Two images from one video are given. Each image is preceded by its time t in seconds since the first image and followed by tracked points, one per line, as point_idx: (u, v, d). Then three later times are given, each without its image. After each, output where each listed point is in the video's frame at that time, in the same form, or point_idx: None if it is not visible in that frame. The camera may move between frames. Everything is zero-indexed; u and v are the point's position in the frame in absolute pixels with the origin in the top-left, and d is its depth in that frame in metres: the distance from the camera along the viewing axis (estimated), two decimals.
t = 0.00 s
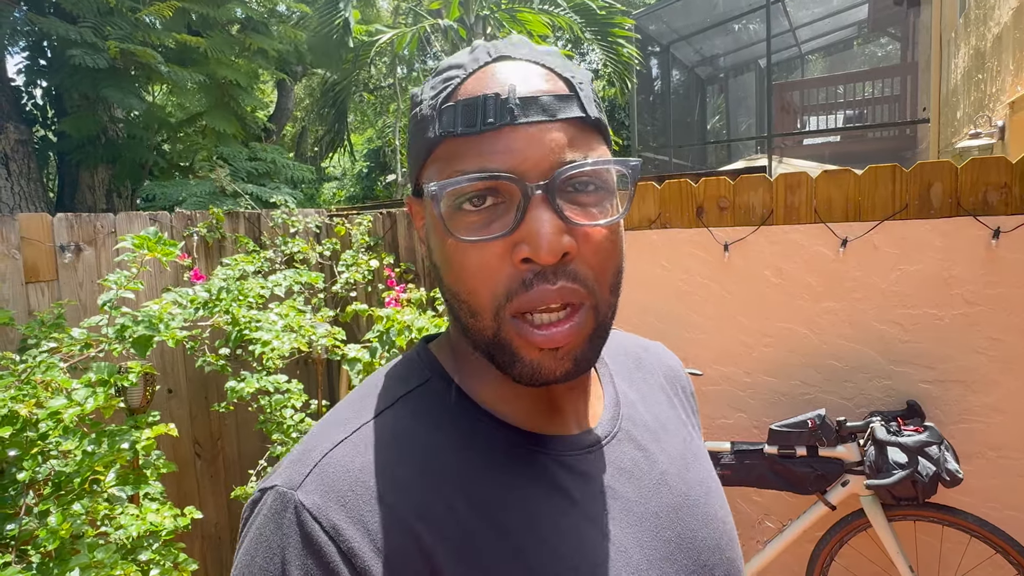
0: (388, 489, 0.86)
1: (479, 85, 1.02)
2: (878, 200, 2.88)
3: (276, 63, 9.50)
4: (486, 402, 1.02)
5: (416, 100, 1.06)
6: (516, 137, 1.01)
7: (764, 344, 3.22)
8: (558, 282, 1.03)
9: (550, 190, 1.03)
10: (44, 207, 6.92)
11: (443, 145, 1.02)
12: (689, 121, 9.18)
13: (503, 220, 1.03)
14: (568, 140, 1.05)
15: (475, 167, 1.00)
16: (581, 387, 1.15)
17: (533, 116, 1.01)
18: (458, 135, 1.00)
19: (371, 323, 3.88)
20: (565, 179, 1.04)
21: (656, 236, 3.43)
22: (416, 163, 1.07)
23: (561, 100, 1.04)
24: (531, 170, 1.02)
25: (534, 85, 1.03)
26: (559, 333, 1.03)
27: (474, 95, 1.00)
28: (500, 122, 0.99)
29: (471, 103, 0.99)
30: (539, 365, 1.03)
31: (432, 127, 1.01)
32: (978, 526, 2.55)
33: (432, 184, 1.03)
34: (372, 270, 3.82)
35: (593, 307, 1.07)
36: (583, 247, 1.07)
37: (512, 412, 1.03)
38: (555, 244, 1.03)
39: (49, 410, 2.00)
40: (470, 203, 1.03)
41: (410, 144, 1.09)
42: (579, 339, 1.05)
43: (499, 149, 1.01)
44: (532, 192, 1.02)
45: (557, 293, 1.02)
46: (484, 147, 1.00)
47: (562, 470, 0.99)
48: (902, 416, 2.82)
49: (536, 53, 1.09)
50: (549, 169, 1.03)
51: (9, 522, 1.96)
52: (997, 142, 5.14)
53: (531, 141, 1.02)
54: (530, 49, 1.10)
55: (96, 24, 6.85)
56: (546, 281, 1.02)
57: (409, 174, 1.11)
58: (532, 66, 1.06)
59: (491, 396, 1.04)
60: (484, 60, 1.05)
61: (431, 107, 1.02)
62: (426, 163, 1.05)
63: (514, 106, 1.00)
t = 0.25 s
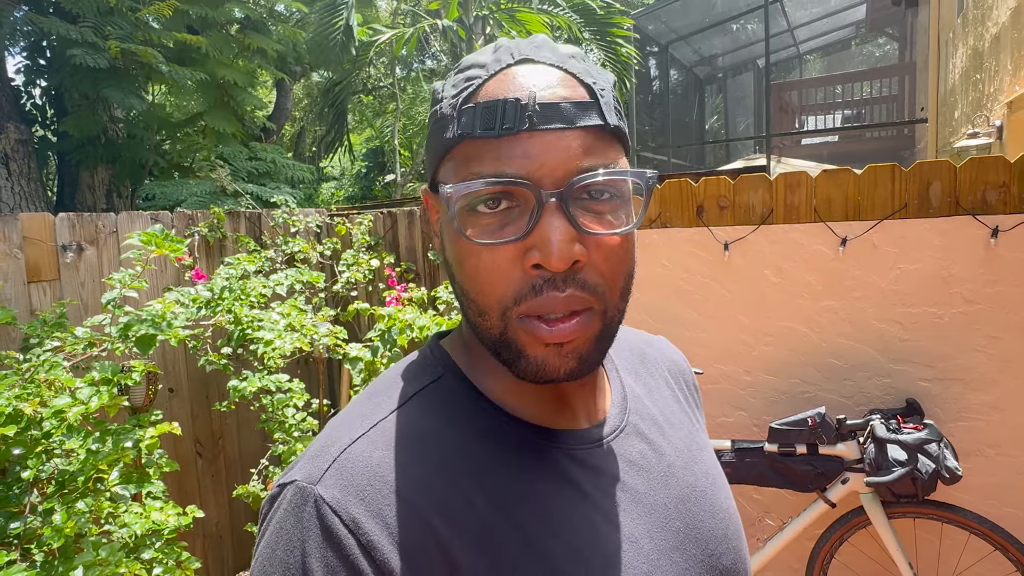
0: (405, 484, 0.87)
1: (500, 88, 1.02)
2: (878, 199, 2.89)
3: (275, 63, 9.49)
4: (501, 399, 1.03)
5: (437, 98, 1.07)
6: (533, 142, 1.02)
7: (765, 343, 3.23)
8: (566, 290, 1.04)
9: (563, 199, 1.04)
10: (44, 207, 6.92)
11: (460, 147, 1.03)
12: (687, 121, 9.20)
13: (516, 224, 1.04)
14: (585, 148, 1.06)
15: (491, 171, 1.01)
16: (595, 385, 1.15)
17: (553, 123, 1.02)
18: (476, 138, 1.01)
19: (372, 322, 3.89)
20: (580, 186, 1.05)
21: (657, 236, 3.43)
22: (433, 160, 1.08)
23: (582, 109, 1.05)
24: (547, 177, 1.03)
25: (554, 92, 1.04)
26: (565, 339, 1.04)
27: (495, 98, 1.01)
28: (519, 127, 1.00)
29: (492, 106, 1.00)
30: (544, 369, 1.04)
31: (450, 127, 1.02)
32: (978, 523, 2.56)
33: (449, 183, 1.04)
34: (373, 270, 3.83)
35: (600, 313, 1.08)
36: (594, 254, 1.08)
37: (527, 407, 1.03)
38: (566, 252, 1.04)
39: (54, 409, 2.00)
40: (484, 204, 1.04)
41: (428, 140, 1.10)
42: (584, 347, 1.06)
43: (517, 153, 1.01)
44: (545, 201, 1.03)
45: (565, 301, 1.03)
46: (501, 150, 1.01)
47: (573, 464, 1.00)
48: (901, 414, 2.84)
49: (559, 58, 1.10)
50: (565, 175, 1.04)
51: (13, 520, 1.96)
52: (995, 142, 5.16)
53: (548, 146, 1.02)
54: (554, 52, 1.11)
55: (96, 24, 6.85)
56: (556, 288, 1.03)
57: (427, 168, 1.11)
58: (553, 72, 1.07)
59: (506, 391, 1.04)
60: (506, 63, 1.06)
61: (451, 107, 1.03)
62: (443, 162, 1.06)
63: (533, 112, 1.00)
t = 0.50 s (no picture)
0: (405, 479, 0.87)
1: (503, 83, 1.03)
2: (874, 198, 2.91)
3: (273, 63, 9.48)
4: (498, 395, 1.04)
5: (439, 93, 1.07)
6: (538, 136, 1.03)
7: (762, 341, 3.24)
8: (573, 279, 1.04)
9: (569, 188, 1.05)
10: (43, 207, 6.92)
11: (464, 140, 1.04)
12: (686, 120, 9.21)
13: (522, 216, 1.05)
14: (588, 142, 1.07)
15: (497, 164, 1.02)
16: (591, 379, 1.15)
17: (556, 116, 1.03)
18: (481, 131, 1.02)
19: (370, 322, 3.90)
20: (584, 179, 1.06)
21: (654, 235, 3.44)
22: (435, 154, 1.08)
23: (584, 102, 1.06)
24: (552, 170, 1.04)
25: (556, 86, 1.05)
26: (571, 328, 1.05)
27: (499, 93, 1.02)
28: (524, 121, 1.01)
29: (497, 100, 1.01)
30: (550, 358, 1.05)
31: (455, 122, 1.02)
32: (974, 520, 2.57)
33: (454, 177, 1.04)
34: (372, 269, 3.83)
35: (603, 304, 1.09)
36: (597, 246, 1.09)
37: (524, 402, 1.05)
38: (572, 242, 1.04)
39: (53, 408, 2.01)
40: (489, 197, 1.04)
41: (429, 135, 1.10)
42: (590, 337, 1.07)
43: (523, 146, 1.02)
44: (552, 190, 1.04)
45: (572, 290, 1.04)
46: (507, 144, 1.02)
47: (570, 459, 1.01)
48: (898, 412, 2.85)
49: (559, 54, 1.11)
50: (570, 169, 1.05)
51: (13, 519, 1.97)
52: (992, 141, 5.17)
53: (553, 140, 1.04)
54: (554, 49, 1.12)
55: (94, 24, 6.86)
56: (563, 277, 1.04)
57: (427, 164, 1.11)
58: (555, 67, 1.08)
59: (504, 390, 1.05)
60: (508, 58, 1.07)
61: (455, 101, 1.03)
62: (446, 156, 1.06)
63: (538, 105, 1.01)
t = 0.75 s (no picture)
0: (390, 479, 0.87)
1: (484, 84, 1.03)
2: (871, 196, 2.91)
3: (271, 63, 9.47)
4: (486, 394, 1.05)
5: (416, 99, 1.06)
6: (527, 133, 1.03)
7: (760, 340, 3.24)
8: (576, 272, 1.05)
9: (563, 183, 1.05)
10: (41, 207, 6.92)
11: (451, 144, 1.03)
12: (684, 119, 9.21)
13: (518, 216, 1.04)
14: (576, 135, 1.07)
15: (488, 164, 1.01)
16: (580, 376, 1.15)
17: (542, 112, 1.03)
18: (468, 134, 1.01)
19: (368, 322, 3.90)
20: (577, 172, 1.06)
21: (652, 234, 3.44)
22: (420, 160, 1.07)
23: (566, 96, 1.06)
24: (546, 165, 1.04)
25: (537, 83, 1.05)
26: (577, 321, 1.05)
27: (482, 94, 1.01)
28: (512, 120, 1.01)
29: (482, 101, 1.00)
30: (558, 353, 1.05)
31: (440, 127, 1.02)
32: (971, 518, 2.57)
33: (447, 185, 1.03)
34: (369, 269, 3.83)
35: (604, 294, 1.10)
36: (594, 237, 1.08)
37: (514, 403, 1.05)
38: (573, 235, 1.04)
39: (48, 408, 2.02)
40: (484, 200, 1.04)
41: (409, 141, 1.09)
42: (595, 327, 1.08)
43: (513, 145, 1.02)
44: (548, 185, 1.04)
45: (576, 283, 1.04)
46: (496, 144, 1.02)
47: (558, 458, 1.01)
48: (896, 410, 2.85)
49: (534, 50, 1.11)
50: (561, 164, 1.05)
51: (9, 519, 1.97)
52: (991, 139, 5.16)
53: (542, 135, 1.04)
54: (527, 45, 1.12)
55: (92, 24, 6.86)
56: (564, 271, 1.04)
57: (410, 172, 1.10)
58: (533, 64, 1.08)
59: (492, 390, 1.05)
60: (485, 58, 1.06)
61: (437, 106, 1.02)
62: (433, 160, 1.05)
63: (523, 104, 1.01)
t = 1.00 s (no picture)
0: (379, 486, 0.87)
1: (460, 86, 1.02)
2: (870, 194, 2.90)
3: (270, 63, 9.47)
4: (475, 397, 1.05)
5: (391, 107, 1.05)
6: (509, 131, 1.02)
7: (759, 339, 3.23)
8: (569, 264, 1.04)
9: (550, 179, 1.04)
10: (40, 209, 6.92)
11: (434, 149, 1.03)
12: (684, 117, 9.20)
13: (506, 215, 1.04)
14: (556, 127, 1.08)
15: (473, 166, 1.01)
16: (567, 376, 1.16)
17: (520, 109, 1.03)
18: (449, 138, 1.01)
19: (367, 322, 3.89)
20: (560, 164, 1.06)
21: (651, 233, 3.43)
22: (400, 168, 1.06)
23: (542, 90, 1.06)
24: (530, 162, 1.04)
25: (512, 81, 1.04)
26: (573, 313, 1.05)
27: (459, 95, 1.01)
28: (492, 119, 1.00)
29: (460, 103, 1.00)
30: (556, 347, 1.05)
31: (419, 132, 1.01)
32: (972, 518, 2.57)
33: (433, 191, 1.02)
34: (369, 269, 3.82)
35: (597, 284, 1.09)
36: (583, 229, 1.08)
37: (506, 405, 1.05)
38: (563, 228, 1.04)
39: (47, 410, 2.02)
40: (472, 202, 1.03)
41: (386, 150, 1.08)
42: (591, 318, 1.07)
43: (496, 145, 1.02)
44: (533, 182, 1.03)
45: (571, 275, 1.03)
46: (479, 145, 1.01)
47: (549, 461, 1.00)
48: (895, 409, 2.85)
49: (504, 49, 1.11)
50: (545, 158, 1.05)
51: (8, 522, 1.97)
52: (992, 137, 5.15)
53: (522, 131, 1.03)
54: (497, 45, 1.12)
55: (90, 25, 6.86)
56: (558, 265, 1.03)
57: (392, 182, 1.08)
58: (505, 63, 1.08)
59: (482, 393, 1.06)
60: (457, 61, 1.06)
61: (414, 112, 1.02)
62: (416, 167, 1.04)
63: (501, 102, 1.01)
